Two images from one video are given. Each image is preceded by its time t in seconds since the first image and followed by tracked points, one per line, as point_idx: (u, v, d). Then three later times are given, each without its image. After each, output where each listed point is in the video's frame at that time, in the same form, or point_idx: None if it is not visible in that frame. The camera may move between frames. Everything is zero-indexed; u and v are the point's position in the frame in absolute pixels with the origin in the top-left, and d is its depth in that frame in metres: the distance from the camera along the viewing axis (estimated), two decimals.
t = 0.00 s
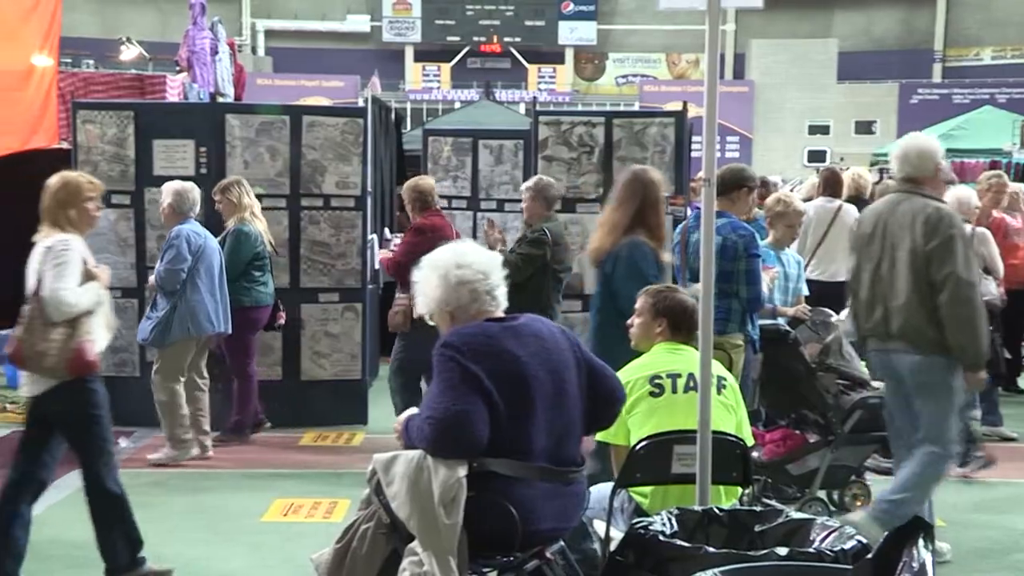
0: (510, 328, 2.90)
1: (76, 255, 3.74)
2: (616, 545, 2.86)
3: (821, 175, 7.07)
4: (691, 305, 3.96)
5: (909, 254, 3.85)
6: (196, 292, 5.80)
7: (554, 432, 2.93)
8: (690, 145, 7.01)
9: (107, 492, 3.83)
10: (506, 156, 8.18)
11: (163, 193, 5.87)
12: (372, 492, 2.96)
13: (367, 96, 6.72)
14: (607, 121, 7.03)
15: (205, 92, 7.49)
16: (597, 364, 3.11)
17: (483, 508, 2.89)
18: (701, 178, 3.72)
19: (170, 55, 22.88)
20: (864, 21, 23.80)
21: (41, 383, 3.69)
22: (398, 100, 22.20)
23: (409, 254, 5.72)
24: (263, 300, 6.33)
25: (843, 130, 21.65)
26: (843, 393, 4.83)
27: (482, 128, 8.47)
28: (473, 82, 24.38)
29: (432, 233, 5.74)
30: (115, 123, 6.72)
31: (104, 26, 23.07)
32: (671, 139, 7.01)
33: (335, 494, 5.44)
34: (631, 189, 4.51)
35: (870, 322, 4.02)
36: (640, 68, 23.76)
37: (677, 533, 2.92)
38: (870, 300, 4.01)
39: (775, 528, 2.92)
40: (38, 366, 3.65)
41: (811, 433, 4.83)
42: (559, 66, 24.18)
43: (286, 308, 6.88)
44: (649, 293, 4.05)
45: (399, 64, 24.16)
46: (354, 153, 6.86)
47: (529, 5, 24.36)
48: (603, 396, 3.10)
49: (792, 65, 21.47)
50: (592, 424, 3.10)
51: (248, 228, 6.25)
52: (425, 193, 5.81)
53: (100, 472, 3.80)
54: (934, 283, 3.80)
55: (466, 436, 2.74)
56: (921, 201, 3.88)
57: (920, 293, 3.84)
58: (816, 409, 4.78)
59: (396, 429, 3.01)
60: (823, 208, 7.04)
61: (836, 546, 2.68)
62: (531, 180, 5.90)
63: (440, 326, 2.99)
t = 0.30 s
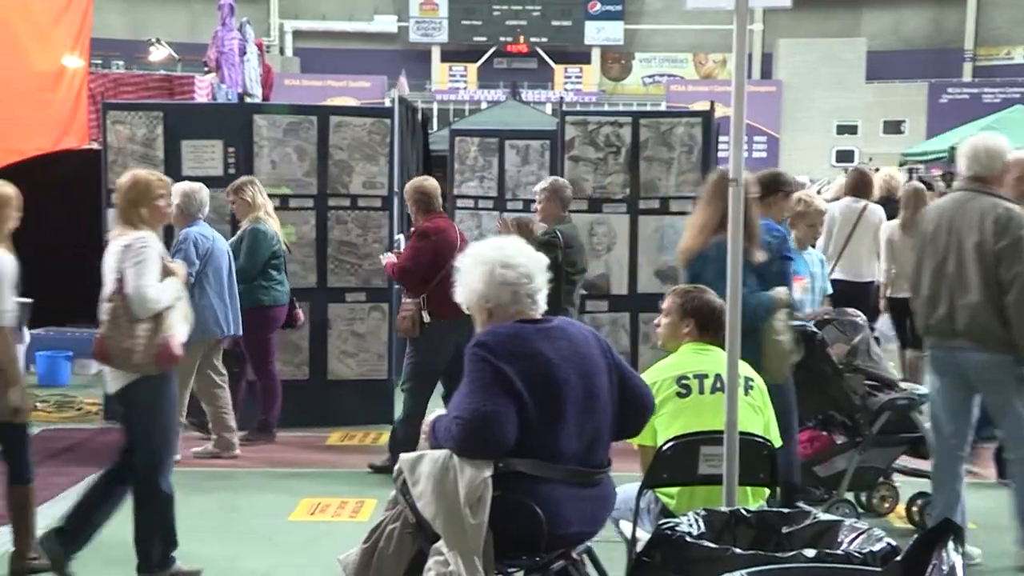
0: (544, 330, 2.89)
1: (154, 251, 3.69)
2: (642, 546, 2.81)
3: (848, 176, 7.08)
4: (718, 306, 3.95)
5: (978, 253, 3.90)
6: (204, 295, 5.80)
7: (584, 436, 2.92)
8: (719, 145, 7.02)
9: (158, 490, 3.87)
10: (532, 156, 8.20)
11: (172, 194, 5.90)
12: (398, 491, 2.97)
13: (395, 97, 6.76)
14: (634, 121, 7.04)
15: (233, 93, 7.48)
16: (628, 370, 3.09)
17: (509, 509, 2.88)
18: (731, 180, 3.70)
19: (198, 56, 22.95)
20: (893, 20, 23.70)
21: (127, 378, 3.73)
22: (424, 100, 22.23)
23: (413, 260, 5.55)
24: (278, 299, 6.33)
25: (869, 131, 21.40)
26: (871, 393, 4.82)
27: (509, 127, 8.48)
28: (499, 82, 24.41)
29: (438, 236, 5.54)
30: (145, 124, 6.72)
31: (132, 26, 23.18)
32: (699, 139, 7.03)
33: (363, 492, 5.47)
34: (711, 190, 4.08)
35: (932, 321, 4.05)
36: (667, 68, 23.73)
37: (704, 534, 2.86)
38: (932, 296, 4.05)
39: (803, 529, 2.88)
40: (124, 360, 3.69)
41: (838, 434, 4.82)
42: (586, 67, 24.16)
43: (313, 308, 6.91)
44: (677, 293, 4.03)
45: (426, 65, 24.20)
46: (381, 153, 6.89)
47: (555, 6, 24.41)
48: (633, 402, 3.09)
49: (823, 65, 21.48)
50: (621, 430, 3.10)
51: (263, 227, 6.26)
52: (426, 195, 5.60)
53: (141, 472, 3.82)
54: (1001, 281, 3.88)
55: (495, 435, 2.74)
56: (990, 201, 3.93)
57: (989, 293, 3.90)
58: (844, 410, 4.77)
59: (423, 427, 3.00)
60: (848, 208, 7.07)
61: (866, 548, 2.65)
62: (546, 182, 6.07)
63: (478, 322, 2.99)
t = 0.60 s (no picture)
0: (583, 331, 2.88)
1: (227, 252, 3.75)
2: (679, 549, 2.78)
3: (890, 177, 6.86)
4: (757, 308, 3.92)
5: None
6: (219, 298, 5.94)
7: (622, 439, 2.91)
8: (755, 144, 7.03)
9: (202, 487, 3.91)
10: (568, 156, 8.21)
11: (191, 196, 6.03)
12: (435, 490, 2.99)
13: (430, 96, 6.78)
14: (671, 121, 7.02)
15: (271, 93, 7.59)
16: (666, 373, 3.08)
17: (544, 510, 2.88)
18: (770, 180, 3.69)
19: (236, 55, 23.09)
20: (934, 18, 23.52)
21: (190, 373, 3.79)
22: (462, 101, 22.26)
23: (420, 260, 5.51)
24: (297, 297, 6.34)
25: (909, 129, 21.45)
26: (910, 394, 4.77)
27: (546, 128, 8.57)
28: (536, 82, 24.58)
29: (442, 236, 5.53)
30: (184, 124, 6.79)
31: (172, 27, 23.37)
32: (736, 139, 7.01)
33: (398, 492, 5.50)
34: (803, 187, 3.93)
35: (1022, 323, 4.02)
36: (704, 67, 23.67)
37: (742, 537, 2.83)
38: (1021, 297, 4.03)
39: (842, 532, 2.85)
40: (190, 356, 3.75)
41: (876, 436, 4.78)
42: (623, 66, 24.27)
43: (348, 307, 6.95)
44: (715, 293, 4.01)
45: (462, 65, 24.27)
46: (417, 153, 6.93)
47: (591, 6, 24.45)
48: (670, 404, 3.08)
49: (859, 64, 21.12)
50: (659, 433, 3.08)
51: (284, 225, 6.24)
52: (436, 193, 5.54)
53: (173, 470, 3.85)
54: None
55: (532, 436, 2.73)
56: None
57: None
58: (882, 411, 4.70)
59: (460, 426, 3.01)
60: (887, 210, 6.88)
61: (905, 551, 2.64)
62: (569, 181, 6.15)
63: (521, 316, 2.99)
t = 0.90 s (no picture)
0: (616, 332, 2.88)
1: (285, 253, 3.88)
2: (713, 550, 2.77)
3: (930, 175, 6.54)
4: (794, 309, 3.87)
5: None
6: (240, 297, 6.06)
7: (656, 441, 2.89)
8: (791, 144, 6.99)
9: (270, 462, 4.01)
10: (602, 156, 8.19)
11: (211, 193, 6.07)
12: (467, 491, 2.99)
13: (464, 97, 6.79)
14: (706, 121, 6.99)
15: (307, 94, 7.66)
16: (698, 375, 3.06)
17: (577, 512, 2.86)
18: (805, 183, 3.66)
19: (272, 56, 23.24)
20: (973, 16, 23.15)
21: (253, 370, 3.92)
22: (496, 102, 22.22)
23: (435, 262, 5.49)
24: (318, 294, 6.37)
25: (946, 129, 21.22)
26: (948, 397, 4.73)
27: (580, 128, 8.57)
28: (570, 82, 24.58)
29: (456, 237, 5.48)
30: (221, 125, 6.85)
31: (210, 27, 23.52)
32: (772, 138, 6.97)
33: (431, 492, 5.51)
34: (906, 191, 3.87)
35: None
36: (739, 66, 23.56)
37: (777, 538, 2.81)
38: None
39: (878, 534, 2.82)
40: (244, 354, 3.86)
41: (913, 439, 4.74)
42: (657, 67, 24.27)
43: (382, 307, 6.97)
44: (750, 294, 3.97)
45: (497, 65, 24.28)
46: (452, 153, 6.94)
47: (625, 6, 24.43)
48: (702, 407, 3.07)
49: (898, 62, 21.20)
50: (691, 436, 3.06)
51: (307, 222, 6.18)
52: (451, 192, 5.46)
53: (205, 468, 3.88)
54: None
55: (565, 436, 2.73)
56: None
57: None
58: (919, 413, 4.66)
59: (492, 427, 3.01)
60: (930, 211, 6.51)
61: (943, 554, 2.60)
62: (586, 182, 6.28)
63: (553, 317, 2.97)
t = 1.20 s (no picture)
0: (654, 333, 2.87)
1: (346, 244, 4.08)
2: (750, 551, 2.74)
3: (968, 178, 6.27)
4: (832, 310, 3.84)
5: None
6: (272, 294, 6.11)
7: (693, 443, 2.87)
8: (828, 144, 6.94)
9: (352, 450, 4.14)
10: (638, 156, 8.16)
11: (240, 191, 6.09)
12: (503, 490, 3.00)
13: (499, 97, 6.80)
14: (742, 120, 6.95)
15: (343, 94, 7.69)
16: (735, 376, 3.05)
17: (612, 513, 2.86)
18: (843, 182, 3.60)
19: (308, 57, 23.40)
20: (1016, 15, 22.93)
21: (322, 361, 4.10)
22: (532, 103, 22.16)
23: (452, 261, 5.48)
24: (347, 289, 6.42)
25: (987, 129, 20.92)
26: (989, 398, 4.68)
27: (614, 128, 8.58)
28: (606, 82, 24.53)
29: (473, 237, 5.49)
30: (258, 125, 6.92)
31: (248, 28, 23.71)
32: (809, 138, 6.93)
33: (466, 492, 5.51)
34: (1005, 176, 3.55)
35: None
36: (776, 66, 23.45)
37: (814, 540, 2.78)
38: None
39: (918, 536, 2.79)
40: (304, 347, 4.05)
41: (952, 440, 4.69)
42: (693, 66, 24.17)
43: (417, 307, 6.99)
44: (787, 295, 3.93)
45: (532, 64, 24.27)
46: (486, 153, 6.93)
47: (661, 5, 24.41)
48: (740, 409, 3.05)
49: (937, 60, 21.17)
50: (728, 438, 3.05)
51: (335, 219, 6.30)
52: (467, 194, 5.44)
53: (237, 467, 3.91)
54: None
55: (601, 436, 2.72)
56: None
57: None
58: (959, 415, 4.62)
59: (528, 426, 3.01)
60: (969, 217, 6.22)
61: (982, 558, 2.56)
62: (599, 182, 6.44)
63: (595, 314, 2.96)
